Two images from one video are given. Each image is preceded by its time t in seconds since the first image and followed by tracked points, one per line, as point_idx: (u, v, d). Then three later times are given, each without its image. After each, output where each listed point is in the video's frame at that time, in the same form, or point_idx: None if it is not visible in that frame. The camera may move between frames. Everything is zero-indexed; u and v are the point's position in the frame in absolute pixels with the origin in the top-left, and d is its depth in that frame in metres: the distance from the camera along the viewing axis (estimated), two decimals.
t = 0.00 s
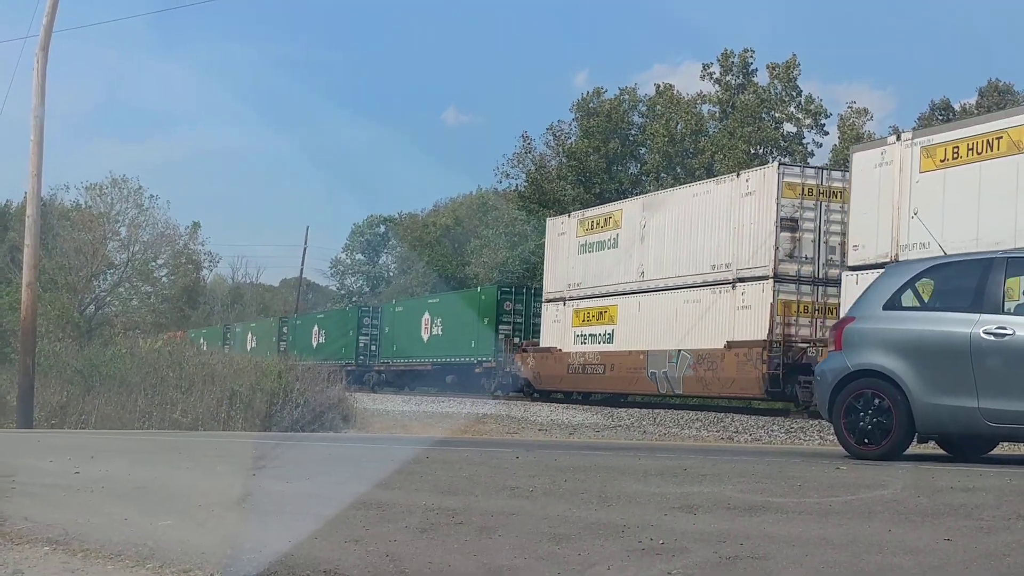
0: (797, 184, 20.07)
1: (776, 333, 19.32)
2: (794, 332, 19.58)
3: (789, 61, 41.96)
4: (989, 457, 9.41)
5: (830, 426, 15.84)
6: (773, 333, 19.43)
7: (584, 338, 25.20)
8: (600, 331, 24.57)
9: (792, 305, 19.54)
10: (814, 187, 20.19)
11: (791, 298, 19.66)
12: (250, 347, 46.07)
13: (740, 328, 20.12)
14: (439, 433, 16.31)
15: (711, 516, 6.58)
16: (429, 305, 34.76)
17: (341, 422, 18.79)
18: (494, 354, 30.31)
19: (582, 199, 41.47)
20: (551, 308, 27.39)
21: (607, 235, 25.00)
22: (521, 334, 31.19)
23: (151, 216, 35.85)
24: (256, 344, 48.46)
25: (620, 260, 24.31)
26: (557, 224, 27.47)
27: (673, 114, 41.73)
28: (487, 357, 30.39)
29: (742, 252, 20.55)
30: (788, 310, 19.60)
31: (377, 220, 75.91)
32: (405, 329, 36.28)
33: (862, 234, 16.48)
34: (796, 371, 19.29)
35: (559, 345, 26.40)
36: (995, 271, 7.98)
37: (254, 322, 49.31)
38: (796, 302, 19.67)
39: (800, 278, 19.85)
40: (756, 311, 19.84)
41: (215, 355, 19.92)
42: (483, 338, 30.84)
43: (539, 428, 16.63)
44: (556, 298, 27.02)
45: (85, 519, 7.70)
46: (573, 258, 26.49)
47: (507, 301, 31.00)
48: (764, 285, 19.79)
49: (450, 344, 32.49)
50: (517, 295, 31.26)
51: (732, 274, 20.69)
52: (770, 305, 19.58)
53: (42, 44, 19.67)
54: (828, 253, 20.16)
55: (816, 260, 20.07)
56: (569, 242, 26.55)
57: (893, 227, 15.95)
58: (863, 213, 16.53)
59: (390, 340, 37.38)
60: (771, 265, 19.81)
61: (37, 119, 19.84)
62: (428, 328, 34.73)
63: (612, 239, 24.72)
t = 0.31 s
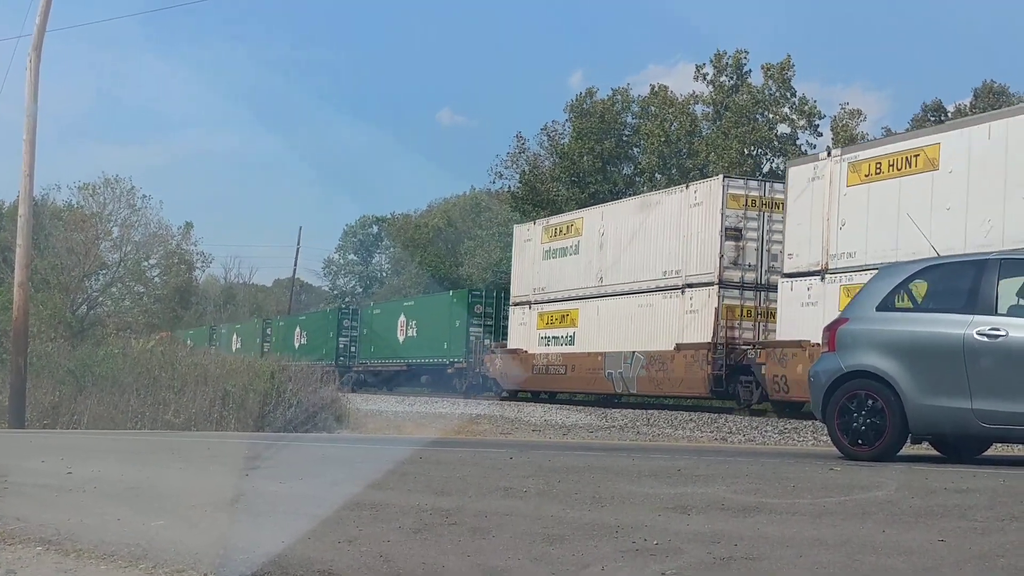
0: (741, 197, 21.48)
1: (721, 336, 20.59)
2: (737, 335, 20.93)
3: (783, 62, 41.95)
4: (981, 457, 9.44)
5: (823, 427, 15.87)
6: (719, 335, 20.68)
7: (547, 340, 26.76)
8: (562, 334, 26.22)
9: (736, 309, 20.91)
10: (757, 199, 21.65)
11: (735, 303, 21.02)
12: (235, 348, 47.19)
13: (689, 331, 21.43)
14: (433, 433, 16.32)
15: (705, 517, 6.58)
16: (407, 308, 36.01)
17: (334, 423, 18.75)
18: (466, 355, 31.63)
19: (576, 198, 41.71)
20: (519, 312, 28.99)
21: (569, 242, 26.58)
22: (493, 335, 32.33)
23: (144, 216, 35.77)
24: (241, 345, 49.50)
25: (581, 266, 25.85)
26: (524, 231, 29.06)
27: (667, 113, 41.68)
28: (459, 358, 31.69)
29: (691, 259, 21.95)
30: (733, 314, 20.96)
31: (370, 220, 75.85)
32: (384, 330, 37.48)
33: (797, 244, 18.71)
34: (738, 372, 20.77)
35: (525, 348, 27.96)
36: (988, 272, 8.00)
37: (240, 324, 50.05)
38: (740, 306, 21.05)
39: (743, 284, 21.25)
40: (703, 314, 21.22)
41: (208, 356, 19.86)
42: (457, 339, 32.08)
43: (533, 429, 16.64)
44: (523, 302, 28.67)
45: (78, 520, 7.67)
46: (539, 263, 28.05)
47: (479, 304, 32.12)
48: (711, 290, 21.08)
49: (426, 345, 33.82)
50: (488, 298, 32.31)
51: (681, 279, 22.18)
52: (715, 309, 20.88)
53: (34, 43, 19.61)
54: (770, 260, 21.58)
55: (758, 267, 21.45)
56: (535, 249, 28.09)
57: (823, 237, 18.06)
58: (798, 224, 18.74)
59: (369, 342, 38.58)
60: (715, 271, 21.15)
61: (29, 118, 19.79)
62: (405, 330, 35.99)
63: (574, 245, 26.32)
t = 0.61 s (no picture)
0: (698, 206, 21.93)
1: (677, 337, 21.12)
2: (694, 338, 21.38)
3: (786, 63, 41.91)
4: (981, 459, 9.43)
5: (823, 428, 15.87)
6: (675, 337, 21.15)
7: (521, 342, 27.20)
8: (534, 336, 26.62)
9: (691, 313, 21.39)
10: (714, 208, 22.06)
11: (691, 307, 21.49)
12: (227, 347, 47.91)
13: (650, 334, 21.87)
14: (433, 434, 16.33)
15: (704, 518, 6.58)
16: (390, 310, 36.80)
17: (334, 424, 18.71)
18: (444, 357, 32.33)
19: (578, 199, 41.69)
20: (492, 315, 29.42)
21: (540, 248, 27.02)
22: (471, 337, 32.93)
23: (144, 216, 35.78)
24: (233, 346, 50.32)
25: (551, 272, 26.33)
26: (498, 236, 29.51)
27: (669, 113, 41.63)
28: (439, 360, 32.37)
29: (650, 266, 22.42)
30: (689, 318, 21.46)
31: (370, 221, 75.80)
32: (368, 332, 38.34)
33: (744, 251, 19.43)
34: (693, 372, 21.22)
35: (499, 349, 28.39)
36: (989, 273, 8.00)
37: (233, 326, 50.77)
38: (696, 310, 21.53)
39: (699, 289, 21.69)
40: (661, 318, 21.67)
41: (207, 356, 19.84)
42: (437, 341, 32.78)
43: (533, 429, 16.64)
44: (497, 305, 29.13)
45: (77, 521, 7.66)
46: (511, 268, 28.49)
47: (457, 306, 32.68)
48: (669, 295, 21.58)
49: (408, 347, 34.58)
50: (467, 301, 32.84)
51: (642, 286, 22.65)
52: (672, 313, 21.35)
53: (36, 43, 19.60)
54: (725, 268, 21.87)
55: (714, 273, 21.84)
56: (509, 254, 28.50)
57: (768, 245, 18.79)
58: (745, 232, 19.48)
59: (355, 343, 39.45)
60: (673, 278, 21.62)
61: (30, 119, 19.78)
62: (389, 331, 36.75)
63: (545, 251, 26.76)
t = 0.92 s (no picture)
0: (650, 219, 22.71)
1: (629, 342, 21.74)
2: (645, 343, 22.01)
3: (782, 66, 41.96)
4: (973, 464, 9.48)
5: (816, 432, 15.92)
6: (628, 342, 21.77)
7: (490, 345, 27.63)
8: (501, 341, 27.14)
9: (644, 319, 22.11)
10: (665, 220, 22.84)
11: (643, 314, 22.21)
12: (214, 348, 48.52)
13: (606, 339, 22.50)
14: (429, 436, 16.36)
15: (697, 522, 6.62)
16: (369, 314, 37.46)
17: (330, 427, 18.71)
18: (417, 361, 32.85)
19: (573, 201, 41.75)
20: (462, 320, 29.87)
21: (507, 256, 27.61)
22: (445, 341, 33.47)
23: (142, 218, 35.74)
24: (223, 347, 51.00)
25: (517, 279, 26.94)
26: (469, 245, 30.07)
27: (665, 117, 41.70)
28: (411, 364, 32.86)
29: (605, 275, 23.14)
30: (641, 324, 22.11)
31: (367, 223, 75.67)
32: (350, 336, 39.02)
33: (689, 263, 20.66)
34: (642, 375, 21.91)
35: (468, 353, 28.78)
36: (983, 278, 8.04)
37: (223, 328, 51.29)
38: (648, 317, 22.23)
39: (651, 297, 22.43)
40: (615, 324, 22.36)
41: (204, 358, 19.83)
42: (410, 345, 33.30)
43: (527, 432, 16.68)
44: (467, 311, 29.62)
45: (73, 523, 7.68)
46: (480, 275, 29.08)
47: (430, 312, 33.20)
48: (622, 302, 22.31)
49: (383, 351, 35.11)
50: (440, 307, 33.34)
51: (598, 293, 23.38)
52: (624, 319, 22.09)
53: (34, 45, 19.63)
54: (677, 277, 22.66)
55: (665, 282, 22.63)
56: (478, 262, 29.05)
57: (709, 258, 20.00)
58: (690, 246, 20.72)
59: (337, 346, 40.19)
60: (625, 286, 22.36)
61: (29, 121, 19.81)
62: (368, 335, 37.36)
63: (511, 260, 27.37)
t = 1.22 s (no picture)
0: (624, 227, 23.15)
1: (605, 343, 22.34)
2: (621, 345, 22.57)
3: (787, 69, 41.90)
4: (982, 463, 9.51)
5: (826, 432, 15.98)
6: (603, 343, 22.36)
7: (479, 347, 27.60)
8: (489, 343, 27.19)
9: (618, 322, 22.61)
10: (640, 229, 23.28)
11: (617, 317, 22.70)
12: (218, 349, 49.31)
13: (584, 341, 23.00)
14: (439, 437, 16.44)
15: (707, 520, 6.68)
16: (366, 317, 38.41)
17: (343, 426, 18.59)
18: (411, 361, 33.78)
19: (581, 206, 42.16)
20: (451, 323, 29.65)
21: (495, 262, 27.56)
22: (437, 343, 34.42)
23: (154, 221, 35.92)
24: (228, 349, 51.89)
25: (503, 284, 27.04)
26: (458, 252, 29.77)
27: (671, 119, 41.79)
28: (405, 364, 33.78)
29: (583, 280, 23.51)
30: (615, 327, 22.66)
31: (376, 225, 75.64)
32: (348, 337, 39.87)
33: (656, 269, 21.40)
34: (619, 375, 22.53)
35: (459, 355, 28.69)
36: (988, 279, 8.08)
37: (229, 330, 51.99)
38: (622, 320, 22.72)
39: (624, 302, 22.87)
40: (592, 328, 22.84)
41: (217, 359, 19.94)
42: (404, 346, 34.32)
43: (537, 432, 16.76)
44: (455, 315, 29.41)
45: (89, 522, 7.79)
46: (468, 280, 28.97)
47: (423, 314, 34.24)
48: (598, 306, 22.76)
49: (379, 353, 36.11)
50: (433, 309, 34.45)
51: (576, 297, 23.71)
52: (600, 322, 22.62)
53: (45, 50, 19.80)
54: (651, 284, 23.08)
55: (638, 288, 23.04)
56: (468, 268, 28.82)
57: (675, 265, 20.81)
58: (655, 253, 21.48)
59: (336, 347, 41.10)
60: (600, 291, 22.83)
61: (41, 125, 19.98)
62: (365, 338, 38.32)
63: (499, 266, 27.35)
